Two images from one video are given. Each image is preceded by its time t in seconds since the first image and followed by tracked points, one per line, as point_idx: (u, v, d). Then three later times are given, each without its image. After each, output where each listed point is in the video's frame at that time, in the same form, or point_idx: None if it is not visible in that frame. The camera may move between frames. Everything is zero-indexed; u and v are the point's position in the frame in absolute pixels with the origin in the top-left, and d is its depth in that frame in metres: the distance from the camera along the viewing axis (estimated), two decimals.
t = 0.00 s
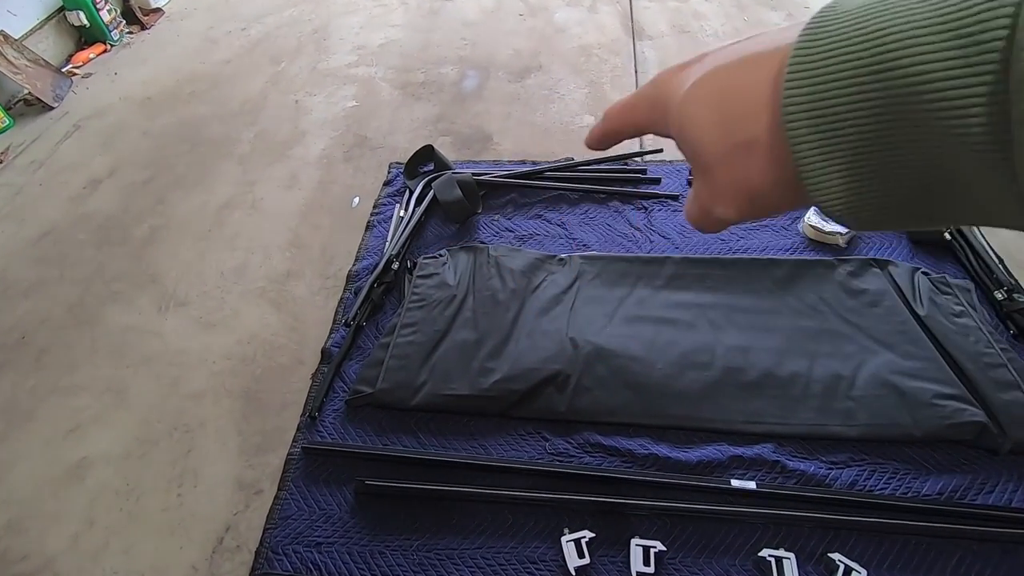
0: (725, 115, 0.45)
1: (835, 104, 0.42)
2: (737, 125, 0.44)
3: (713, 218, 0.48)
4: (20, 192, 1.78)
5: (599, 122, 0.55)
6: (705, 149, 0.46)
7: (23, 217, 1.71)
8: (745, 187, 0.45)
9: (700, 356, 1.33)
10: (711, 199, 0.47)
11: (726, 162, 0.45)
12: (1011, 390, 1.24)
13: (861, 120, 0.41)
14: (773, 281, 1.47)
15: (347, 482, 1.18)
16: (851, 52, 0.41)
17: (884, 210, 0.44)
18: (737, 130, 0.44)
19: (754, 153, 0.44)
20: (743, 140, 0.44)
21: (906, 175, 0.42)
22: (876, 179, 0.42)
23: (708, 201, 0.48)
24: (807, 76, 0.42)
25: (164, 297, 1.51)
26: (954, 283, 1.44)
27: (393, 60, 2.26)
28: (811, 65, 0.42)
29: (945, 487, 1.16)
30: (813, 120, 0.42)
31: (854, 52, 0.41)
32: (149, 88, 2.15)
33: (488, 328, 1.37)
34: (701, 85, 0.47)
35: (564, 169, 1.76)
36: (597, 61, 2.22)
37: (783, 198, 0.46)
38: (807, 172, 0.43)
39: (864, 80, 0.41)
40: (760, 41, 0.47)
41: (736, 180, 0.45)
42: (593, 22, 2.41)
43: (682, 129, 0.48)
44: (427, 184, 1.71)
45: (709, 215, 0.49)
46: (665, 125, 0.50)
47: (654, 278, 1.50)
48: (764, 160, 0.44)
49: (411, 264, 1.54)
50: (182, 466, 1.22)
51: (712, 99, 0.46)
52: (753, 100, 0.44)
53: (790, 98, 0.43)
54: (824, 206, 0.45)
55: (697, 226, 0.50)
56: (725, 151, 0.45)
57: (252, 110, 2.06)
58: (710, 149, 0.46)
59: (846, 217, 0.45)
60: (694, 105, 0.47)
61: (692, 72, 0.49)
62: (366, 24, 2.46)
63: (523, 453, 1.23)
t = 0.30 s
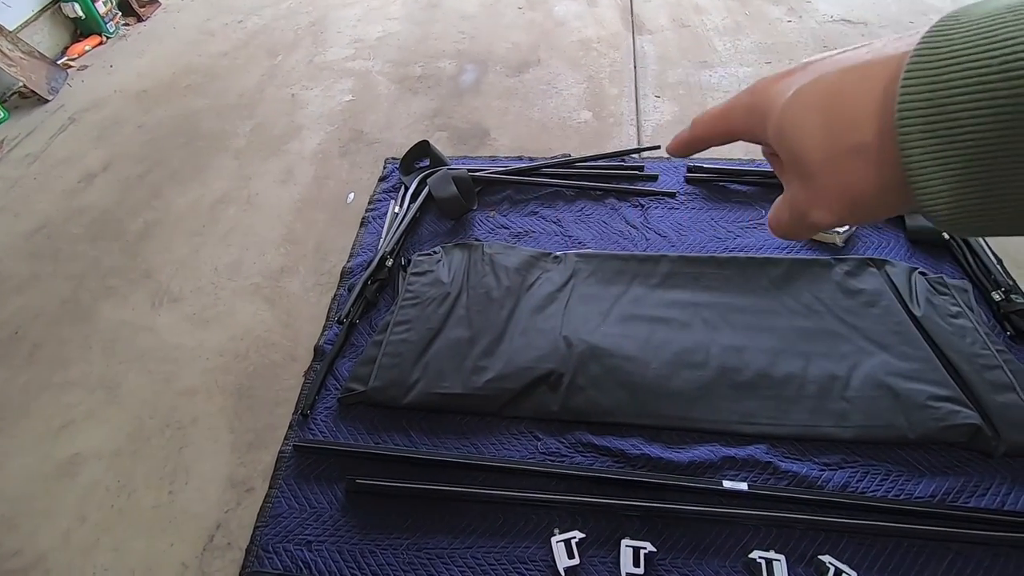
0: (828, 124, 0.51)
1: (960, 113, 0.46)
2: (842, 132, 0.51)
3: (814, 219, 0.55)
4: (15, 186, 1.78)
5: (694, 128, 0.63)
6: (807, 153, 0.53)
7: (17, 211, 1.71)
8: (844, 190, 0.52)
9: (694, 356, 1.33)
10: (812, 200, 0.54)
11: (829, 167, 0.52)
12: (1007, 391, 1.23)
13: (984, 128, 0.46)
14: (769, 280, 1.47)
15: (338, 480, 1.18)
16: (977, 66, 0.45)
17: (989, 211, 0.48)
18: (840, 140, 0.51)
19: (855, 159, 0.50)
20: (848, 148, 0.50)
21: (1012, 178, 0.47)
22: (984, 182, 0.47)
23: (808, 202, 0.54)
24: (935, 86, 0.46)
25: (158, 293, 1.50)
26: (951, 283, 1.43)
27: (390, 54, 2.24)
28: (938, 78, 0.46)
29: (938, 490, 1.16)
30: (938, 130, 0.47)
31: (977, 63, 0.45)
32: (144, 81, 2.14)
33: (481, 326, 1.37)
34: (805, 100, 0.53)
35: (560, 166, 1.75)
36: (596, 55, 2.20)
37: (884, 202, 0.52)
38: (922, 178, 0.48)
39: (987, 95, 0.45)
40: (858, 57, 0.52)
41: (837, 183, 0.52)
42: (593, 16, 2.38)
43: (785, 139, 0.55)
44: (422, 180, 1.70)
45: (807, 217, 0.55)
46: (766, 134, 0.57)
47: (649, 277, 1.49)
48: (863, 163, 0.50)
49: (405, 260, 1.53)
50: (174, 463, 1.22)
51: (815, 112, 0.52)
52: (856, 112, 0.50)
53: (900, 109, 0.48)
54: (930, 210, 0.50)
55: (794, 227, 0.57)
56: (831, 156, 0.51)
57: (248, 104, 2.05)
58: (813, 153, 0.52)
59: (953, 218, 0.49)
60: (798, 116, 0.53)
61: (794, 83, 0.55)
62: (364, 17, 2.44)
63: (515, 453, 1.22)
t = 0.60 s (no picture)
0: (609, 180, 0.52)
1: (733, 172, 0.46)
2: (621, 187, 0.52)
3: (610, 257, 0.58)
4: (10, 179, 1.80)
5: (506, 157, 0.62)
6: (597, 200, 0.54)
7: (12, 204, 1.73)
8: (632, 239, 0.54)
9: (676, 353, 1.33)
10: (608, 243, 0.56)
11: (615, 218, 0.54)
12: (988, 391, 1.23)
13: (772, 183, 0.46)
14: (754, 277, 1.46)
15: (318, 473, 1.19)
16: (743, 124, 0.45)
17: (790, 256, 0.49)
18: (624, 197, 0.52)
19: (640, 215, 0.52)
20: (625, 203, 0.52)
21: (806, 229, 0.47)
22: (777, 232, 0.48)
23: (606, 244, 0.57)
24: (707, 146, 0.46)
25: (147, 286, 1.52)
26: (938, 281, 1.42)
27: (384, 48, 2.25)
28: (704, 135, 0.46)
29: (915, 488, 1.16)
30: (709, 188, 0.47)
31: (744, 110, 0.45)
32: (140, 74, 2.16)
33: (465, 321, 1.37)
34: (581, 146, 0.54)
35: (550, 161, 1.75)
36: (590, 50, 2.19)
37: (669, 248, 0.54)
38: (710, 230, 0.49)
39: (760, 147, 0.45)
40: (628, 91, 0.52)
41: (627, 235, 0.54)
42: (588, 10, 2.37)
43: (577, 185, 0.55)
44: (411, 174, 1.70)
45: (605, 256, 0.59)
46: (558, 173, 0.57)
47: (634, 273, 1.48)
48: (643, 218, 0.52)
49: (392, 255, 1.54)
50: (157, 454, 1.24)
51: (593, 164, 0.53)
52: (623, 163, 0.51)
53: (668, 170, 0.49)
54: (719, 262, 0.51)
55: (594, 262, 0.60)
56: (618, 209, 0.53)
57: (242, 98, 2.06)
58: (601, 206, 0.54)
59: (750, 272, 0.51)
60: (581, 163, 0.54)
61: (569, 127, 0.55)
62: (360, 11, 2.44)
63: (494, 448, 1.23)
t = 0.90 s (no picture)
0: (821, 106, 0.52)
1: (956, 83, 0.49)
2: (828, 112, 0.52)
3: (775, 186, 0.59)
4: (11, 173, 1.85)
5: (685, 91, 0.63)
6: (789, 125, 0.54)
7: (12, 197, 1.78)
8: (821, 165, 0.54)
9: (649, 353, 1.33)
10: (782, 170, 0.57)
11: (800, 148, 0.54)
12: (958, 397, 1.22)
13: (991, 88, 0.49)
14: (732, 278, 1.46)
15: (291, 465, 1.22)
16: (975, 43, 0.48)
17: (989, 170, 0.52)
18: (831, 122, 0.52)
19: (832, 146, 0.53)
20: (839, 108, 0.52)
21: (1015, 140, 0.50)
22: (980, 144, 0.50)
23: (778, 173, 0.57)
24: (932, 58, 0.49)
25: (137, 279, 1.56)
26: (916, 286, 1.41)
27: (380, 45, 2.27)
28: (936, 49, 0.49)
29: (879, 492, 1.16)
30: (930, 96, 0.50)
31: (972, 28, 0.48)
32: (141, 70, 2.20)
33: (441, 318, 1.39)
34: (793, 64, 0.54)
35: (536, 159, 1.76)
36: (584, 48, 2.19)
37: (873, 163, 0.53)
38: (919, 142, 0.50)
39: (987, 61, 0.48)
40: (839, 23, 0.53)
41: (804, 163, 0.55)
42: (584, 7, 2.37)
43: (776, 112, 0.55)
44: (398, 172, 1.72)
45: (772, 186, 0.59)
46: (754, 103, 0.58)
47: (613, 272, 1.49)
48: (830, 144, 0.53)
49: (375, 252, 1.56)
50: (139, 444, 1.28)
51: (806, 76, 0.53)
52: (846, 70, 0.51)
53: (892, 91, 0.50)
54: (926, 173, 0.53)
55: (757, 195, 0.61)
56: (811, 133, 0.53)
57: (238, 94, 2.09)
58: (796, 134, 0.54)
59: (948, 182, 0.53)
60: (787, 86, 0.54)
61: (781, 46, 0.56)
62: (358, 8, 2.46)
63: (464, 444, 1.25)
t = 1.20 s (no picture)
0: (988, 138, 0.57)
1: None
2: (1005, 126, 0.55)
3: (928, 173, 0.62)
4: None
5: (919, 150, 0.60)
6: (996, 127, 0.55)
7: None
8: None
9: (613, 356, 1.34)
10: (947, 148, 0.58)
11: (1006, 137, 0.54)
12: (916, 395, 1.24)
13: None
14: (697, 280, 1.46)
15: (254, 476, 1.22)
16: None
17: None
18: None
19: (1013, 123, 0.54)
20: None
21: None
22: None
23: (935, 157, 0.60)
24: None
25: (102, 290, 1.55)
26: (877, 285, 1.43)
27: (352, 49, 2.26)
28: None
29: (837, 492, 1.17)
30: None
31: None
32: (110, 77, 2.19)
33: (406, 325, 1.39)
34: None
35: (505, 164, 1.75)
36: (556, 50, 2.19)
37: None
38: None
39: None
40: None
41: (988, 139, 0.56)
42: (556, 10, 2.38)
43: None
44: (367, 178, 1.70)
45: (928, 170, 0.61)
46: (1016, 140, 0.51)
47: (579, 276, 1.49)
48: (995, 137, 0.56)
49: (342, 260, 1.55)
50: (101, 457, 1.27)
51: None
52: None
53: None
54: None
55: (986, 238, 0.52)
56: None
57: (208, 100, 2.08)
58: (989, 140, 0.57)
59: None
60: None
61: None
62: (331, 12, 2.45)
63: (429, 451, 1.25)
